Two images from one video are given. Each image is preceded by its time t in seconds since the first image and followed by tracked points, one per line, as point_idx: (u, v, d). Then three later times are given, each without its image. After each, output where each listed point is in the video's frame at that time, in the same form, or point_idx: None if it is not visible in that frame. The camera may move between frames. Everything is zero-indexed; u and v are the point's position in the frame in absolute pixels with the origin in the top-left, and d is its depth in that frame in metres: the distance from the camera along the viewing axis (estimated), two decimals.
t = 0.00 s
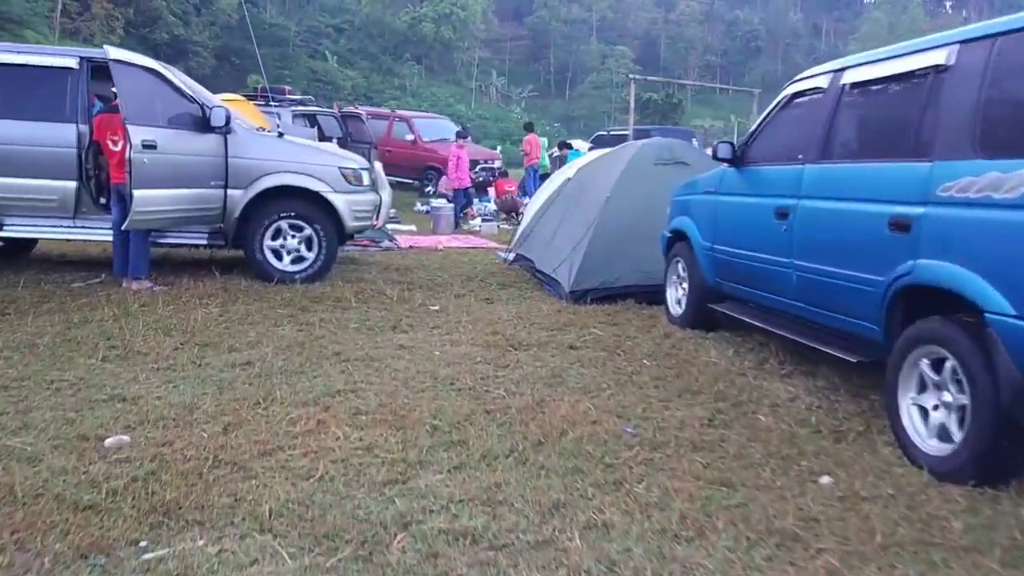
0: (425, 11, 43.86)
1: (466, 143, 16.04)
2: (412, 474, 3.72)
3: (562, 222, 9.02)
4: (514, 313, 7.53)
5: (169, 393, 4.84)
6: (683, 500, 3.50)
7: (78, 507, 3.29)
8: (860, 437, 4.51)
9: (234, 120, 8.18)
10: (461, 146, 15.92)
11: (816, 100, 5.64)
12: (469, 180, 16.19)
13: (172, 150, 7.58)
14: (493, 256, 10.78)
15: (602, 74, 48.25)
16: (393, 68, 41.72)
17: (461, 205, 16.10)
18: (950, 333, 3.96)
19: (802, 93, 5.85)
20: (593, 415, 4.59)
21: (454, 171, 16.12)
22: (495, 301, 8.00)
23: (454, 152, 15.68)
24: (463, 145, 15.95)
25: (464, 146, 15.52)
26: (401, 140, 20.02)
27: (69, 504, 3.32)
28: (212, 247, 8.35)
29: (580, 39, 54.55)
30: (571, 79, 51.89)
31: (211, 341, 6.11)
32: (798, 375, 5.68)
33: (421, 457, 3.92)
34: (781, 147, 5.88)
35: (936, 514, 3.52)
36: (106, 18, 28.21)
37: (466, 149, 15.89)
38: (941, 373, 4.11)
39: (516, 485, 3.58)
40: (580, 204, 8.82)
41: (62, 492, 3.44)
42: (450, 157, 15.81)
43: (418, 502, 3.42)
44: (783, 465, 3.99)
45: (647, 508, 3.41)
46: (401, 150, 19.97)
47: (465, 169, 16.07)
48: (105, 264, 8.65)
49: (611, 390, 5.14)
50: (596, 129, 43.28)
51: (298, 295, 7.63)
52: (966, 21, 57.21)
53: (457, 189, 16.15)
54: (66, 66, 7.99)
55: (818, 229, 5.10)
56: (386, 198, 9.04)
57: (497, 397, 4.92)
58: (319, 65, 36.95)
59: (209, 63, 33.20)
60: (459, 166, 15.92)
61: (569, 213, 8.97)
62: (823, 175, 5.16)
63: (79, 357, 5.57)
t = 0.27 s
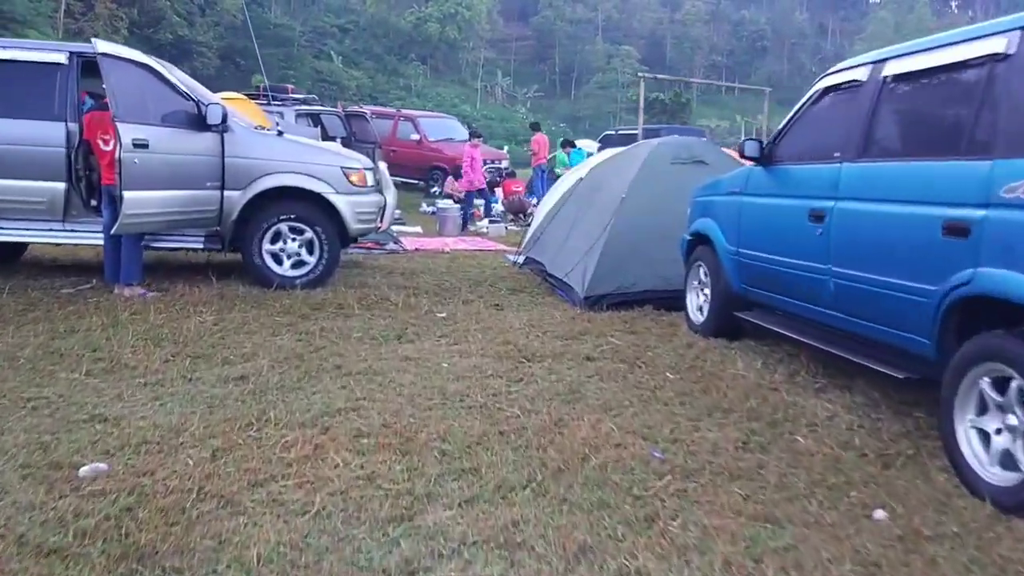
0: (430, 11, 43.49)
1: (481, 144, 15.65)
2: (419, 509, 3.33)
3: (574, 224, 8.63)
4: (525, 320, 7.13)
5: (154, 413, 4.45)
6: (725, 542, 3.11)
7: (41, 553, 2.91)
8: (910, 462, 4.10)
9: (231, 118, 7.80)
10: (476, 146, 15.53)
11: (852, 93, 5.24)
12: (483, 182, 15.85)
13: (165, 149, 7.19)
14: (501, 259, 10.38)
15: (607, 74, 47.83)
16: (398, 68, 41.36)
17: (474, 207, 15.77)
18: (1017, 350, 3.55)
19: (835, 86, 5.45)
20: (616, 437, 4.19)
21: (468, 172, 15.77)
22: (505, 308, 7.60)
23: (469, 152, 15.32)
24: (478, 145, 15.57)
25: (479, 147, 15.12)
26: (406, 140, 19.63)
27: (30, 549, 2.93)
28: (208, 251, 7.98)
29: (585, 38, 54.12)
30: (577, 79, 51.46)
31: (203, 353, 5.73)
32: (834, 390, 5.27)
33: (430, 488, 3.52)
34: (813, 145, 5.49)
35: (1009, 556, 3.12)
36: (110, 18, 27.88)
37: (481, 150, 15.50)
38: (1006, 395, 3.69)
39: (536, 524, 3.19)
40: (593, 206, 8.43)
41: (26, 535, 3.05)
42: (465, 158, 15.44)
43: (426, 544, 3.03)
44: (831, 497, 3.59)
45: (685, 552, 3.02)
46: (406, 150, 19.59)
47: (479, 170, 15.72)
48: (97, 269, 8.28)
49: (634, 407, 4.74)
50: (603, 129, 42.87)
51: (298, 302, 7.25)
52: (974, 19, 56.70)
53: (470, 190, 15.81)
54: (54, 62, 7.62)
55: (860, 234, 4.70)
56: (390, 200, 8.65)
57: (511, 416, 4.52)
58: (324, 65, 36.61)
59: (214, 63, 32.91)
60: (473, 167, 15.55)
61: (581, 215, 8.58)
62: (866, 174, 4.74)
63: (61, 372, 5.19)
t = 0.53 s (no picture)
0: (433, 12, 43.10)
1: (497, 146, 15.37)
2: (421, 562, 2.94)
3: (584, 228, 8.25)
4: (535, 330, 6.74)
5: (132, 441, 4.07)
6: None
7: None
8: (965, 498, 3.71)
9: (226, 119, 7.44)
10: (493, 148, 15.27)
11: (890, 90, 4.84)
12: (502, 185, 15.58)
13: (152, 152, 6.81)
14: (508, 264, 10.00)
15: (611, 74, 47.44)
16: (401, 68, 41.00)
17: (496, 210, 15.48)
18: None
19: (870, 83, 5.07)
20: (639, 469, 3.81)
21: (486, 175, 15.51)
22: (512, 317, 7.22)
23: (486, 155, 15.05)
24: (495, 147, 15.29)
25: (496, 148, 14.85)
26: (409, 141, 19.26)
27: None
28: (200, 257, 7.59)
29: (589, 38, 53.69)
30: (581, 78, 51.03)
31: (190, 371, 5.35)
32: (869, 412, 4.88)
33: (434, 534, 3.14)
34: (847, 146, 5.11)
35: None
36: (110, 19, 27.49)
37: (498, 152, 15.24)
38: None
39: None
40: (604, 209, 8.05)
41: None
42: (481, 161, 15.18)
43: None
44: (884, 543, 3.21)
45: None
46: (409, 151, 19.22)
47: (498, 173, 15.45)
48: (84, 276, 7.90)
49: (656, 433, 4.36)
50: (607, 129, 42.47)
51: (294, 312, 6.86)
52: (980, 18, 56.27)
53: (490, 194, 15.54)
54: (38, 59, 7.26)
55: (906, 244, 4.32)
56: (392, 204, 8.26)
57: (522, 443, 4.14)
58: (327, 66, 36.24)
59: (218, 64, 32.61)
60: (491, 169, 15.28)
61: (592, 218, 8.20)
62: (913, 178, 4.35)
63: (36, 392, 4.82)
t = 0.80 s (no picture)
0: (436, 12, 42.73)
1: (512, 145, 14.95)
2: None
3: (596, 231, 7.86)
4: (545, 340, 6.35)
5: (107, 471, 3.69)
6: None
7: None
8: None
9: (219, 117, 7.07)
10: (509, 147, 14.85)
11: (935, 84, 4.47)
12: (520, 184, 15.13)
13: (139, 152, 6.44)
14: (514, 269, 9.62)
15: (615, 74, 47.06)
16: (404, 69, 40.60)
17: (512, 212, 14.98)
18: None
19: (914, 76, 4.68)
20: (669, 503, 3.43)
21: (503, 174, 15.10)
22: (521, 326, 6.84)
23: (501, 154, 14.64)
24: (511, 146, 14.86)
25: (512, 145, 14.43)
26: (412, 142, 18.89)
27: None
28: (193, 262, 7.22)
29: (592, 39, 53.31)
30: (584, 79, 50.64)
31: (177, 388, 4.97)
32: (912, 433, 4.49)
33: None
34: (888, 145, 4.72)
35: None
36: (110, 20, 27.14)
37: (513, 150, 14.82)
38: None
39: None
40: (617, 211, 7.66)
41: None
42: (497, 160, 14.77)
43: None
44: None
45: None
46: (412, 151, 18.86)
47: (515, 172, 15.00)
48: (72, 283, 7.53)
49: (684, 459, 3.98)
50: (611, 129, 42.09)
51: (290, 321, 6.48)
52: (985, 18, 55.90)
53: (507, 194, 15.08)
54: (22, 55, 6.91)
55: (955, 251, 3.94)
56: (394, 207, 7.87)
57: (536, 472, 3.76)
58: (329, 66, 35.87)
59: (219, 65, 32.28)
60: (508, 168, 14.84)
61: (605, 221, 7.80)
62: (963, 179, 3.97)
63: (9, 412, 4.44)
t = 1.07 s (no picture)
0: (437, 12, 42.28)
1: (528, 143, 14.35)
2: None
3: (608, 233, 7.49)
4: (557, 350, 5.98)
5: (78, 503, 3.32)
6: None
7: None
8: None
9: (211, 113, 6.71)
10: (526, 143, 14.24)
11: (990, 75, 4.12)
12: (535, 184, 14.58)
13: (125, 149, 6.08)
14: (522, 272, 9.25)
15: (616, 74, 46.62)
16: (405, 69, 40.19)
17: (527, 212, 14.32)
18: None
19: (964, 65, 4.33)
20: (706, 543, 3.06)
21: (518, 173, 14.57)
22: (531, 334, 6.47)
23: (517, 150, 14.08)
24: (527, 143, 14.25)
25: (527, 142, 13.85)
26: (414, 141, 18.52)
27: None
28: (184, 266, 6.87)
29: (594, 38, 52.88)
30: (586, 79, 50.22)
31: (162, 405, 4.59)
32: (962, 455, 4.12)
33: None
34: (935, 141, 4.36)
35: None
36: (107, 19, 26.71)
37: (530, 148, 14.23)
38: None
39: None
40: (631, 212, 7.29)
41: None
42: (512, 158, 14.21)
43: None
44: None
45: None
46: (413, 151, 18.49)
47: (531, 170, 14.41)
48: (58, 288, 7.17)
49: (717, 486, 3.61)
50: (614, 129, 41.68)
51: (286, 329, 6.11)
52: (987, 18, 55.52)
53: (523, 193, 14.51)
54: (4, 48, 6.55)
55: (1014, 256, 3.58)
56: (397, 208, 7.49)
57: (555, 504, 3.38)
58: (330, 66, 35.49)
59: (220, 64, 31.93)
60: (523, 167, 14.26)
61: (617, 222, 7.43)
62: None
63: None
